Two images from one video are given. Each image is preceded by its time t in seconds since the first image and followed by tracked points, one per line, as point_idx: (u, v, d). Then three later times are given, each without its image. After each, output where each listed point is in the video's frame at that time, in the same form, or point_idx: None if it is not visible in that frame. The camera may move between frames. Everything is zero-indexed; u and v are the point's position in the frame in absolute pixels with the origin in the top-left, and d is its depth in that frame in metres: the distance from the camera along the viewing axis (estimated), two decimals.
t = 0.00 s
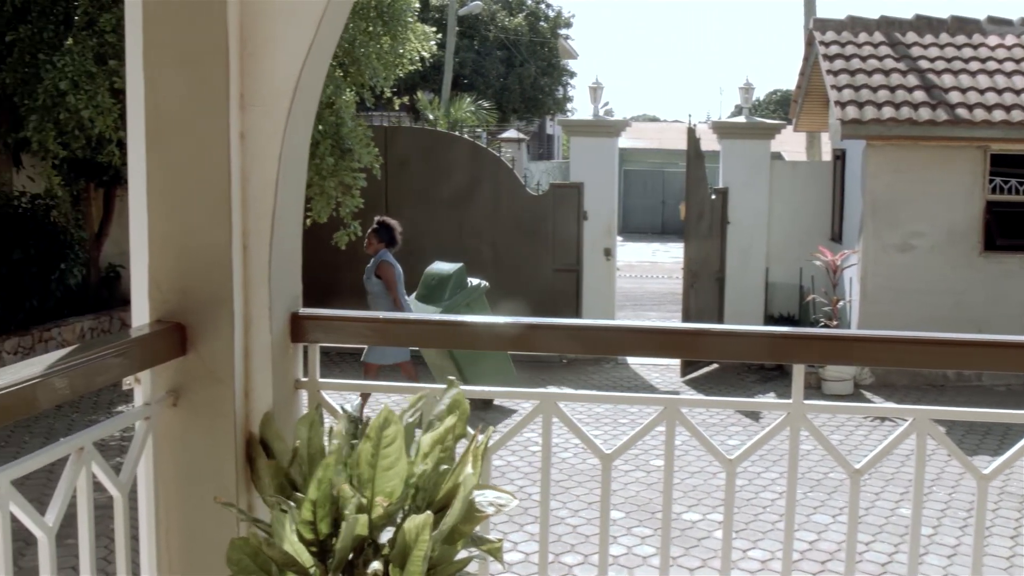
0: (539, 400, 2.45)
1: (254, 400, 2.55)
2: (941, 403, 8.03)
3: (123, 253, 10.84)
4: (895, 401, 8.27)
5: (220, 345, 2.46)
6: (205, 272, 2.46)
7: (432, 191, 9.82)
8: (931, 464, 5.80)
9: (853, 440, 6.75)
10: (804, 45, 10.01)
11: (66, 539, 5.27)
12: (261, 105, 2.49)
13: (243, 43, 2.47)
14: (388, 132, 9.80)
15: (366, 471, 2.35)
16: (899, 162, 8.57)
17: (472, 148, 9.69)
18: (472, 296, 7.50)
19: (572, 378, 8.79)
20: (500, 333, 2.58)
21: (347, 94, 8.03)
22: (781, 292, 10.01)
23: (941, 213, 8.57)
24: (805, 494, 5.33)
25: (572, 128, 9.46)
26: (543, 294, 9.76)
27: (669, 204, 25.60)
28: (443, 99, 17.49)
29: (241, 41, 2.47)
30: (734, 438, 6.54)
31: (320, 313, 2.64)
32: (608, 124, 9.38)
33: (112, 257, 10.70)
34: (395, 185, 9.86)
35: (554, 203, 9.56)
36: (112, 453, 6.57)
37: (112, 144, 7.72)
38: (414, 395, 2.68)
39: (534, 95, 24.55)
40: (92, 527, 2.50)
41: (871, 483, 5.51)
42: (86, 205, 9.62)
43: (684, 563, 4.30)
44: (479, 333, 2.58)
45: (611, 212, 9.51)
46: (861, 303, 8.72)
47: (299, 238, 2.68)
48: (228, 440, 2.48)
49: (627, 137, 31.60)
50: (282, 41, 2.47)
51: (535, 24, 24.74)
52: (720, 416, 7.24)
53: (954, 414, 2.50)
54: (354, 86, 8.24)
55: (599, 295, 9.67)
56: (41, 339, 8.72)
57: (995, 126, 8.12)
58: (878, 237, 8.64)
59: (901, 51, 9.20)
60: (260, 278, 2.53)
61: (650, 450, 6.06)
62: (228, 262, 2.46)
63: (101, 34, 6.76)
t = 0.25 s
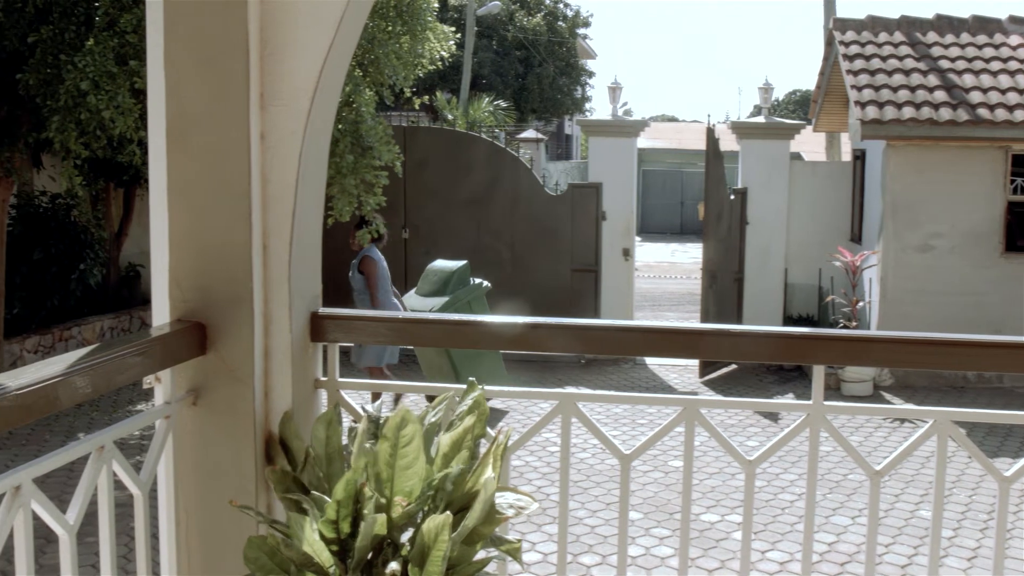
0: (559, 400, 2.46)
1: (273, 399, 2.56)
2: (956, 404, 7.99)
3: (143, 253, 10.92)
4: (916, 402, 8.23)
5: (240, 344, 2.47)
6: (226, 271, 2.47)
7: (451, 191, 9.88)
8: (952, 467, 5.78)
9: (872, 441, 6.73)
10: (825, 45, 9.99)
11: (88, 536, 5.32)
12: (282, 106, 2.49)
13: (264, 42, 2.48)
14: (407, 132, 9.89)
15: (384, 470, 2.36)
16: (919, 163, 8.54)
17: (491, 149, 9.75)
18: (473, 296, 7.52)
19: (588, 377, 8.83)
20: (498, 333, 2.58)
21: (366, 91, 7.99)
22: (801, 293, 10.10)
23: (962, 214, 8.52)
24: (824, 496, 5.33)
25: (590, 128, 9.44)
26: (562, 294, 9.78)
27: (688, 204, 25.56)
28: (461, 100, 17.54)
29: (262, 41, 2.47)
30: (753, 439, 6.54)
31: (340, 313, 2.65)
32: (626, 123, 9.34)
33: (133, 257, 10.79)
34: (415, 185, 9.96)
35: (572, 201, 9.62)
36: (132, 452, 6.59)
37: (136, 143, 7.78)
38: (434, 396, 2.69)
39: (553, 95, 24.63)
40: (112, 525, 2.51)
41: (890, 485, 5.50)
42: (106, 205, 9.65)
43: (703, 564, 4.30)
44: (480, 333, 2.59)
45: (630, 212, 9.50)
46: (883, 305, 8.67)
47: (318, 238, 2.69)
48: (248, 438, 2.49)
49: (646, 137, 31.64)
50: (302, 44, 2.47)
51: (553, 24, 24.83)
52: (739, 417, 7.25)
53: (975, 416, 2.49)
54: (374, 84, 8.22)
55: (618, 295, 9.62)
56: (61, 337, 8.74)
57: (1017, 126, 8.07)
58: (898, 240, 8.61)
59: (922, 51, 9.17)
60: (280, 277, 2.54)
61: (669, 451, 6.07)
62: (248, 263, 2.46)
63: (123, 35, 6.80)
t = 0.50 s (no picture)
0: (580, 400, 2.45)
1: (295, 398, 2.57)
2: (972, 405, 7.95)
3: (165, 252, 11.01)
4: (939, 404, 8.19)
5: (263, 343, 2.48)
6: (248, 270, 2.48)
7: (472, 191, 9.94)
8: (975, 469, 5.75)
9: (894, 443, 6.70)
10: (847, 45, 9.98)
11: (111, 534, 5.37)
12: (304, 105, 2.50)
13: (287, 42, 2.48)
14: (427, 132, 9.98)
15: (407, 470, 2.35)
16: (942, 163, 8.50)
17: (511, 149, 9.82)
18: (472, 294, 7.27)
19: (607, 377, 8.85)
20: (501, 332, 2.59)
21: (388, 90, 8.01)
22: (822, 294, 10.05)
23: (984, 214, 8.45)
24: (846, 497, 5.32)
25: (611, 129, 9.38)
26: (582, 294, 9.77)
27: (709, 204, 25.51)
28: (483, 101, 17.59)
29: (285, 40, 2.48)
30: (774, 440, 6.54)
31: (361, 312, 2.66)
32: (647, 124, 9.26)
33: (154, 256, 10.88)
34: (436, 185, 10.03)
35: (592, 202, 9.61)
36: (153, 450, 6.65)
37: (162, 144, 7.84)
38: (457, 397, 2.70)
39: (573, 95, 24.66)
40: (134, 523, 2.52)
41: (912, 486, 5.48)
42: (128, 204, 9.66)
43: (723, 565, 4.31)
44: (493, 332, 2.59)
45: (650, 212, 9.43)
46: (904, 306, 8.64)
47: (340, 237, 2.69)
48: (270, 437, 2.50)
49: (667, 137, 31.62)
50: (324, 44, 2.48)
51: (574, 23, 24.88)
52: (759, 418, 7.24)
53: (1000, 418, 2.48)
54: (397, 83, 8.29)
55: (637, 296, 9.60)
56: (83, 336, 8.82)
57: None
58: (920, 242, 8.56)
59: (945, 50, 9.14)
60: (302, 277, 2.54)
61: (689, 452, 6.09)
62: (271, 263, 2.47)
63: (146, 36, 6.55)
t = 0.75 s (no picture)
0: (598, 401, 2.45)
1: (313, 398, 2.57)
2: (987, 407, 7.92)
3: (183, 251, 11.07)
4: (958, 406, 8.16)
5: (281, 343, 2.48)
6: (266, 270, 2.48)
7: (490, 191, 9.94)
8: (995, 471, 5.73)
9: (913, 445, 6.67)
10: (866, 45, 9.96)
11: (129, 532, 5.42)
12: (323, 105, 2.50)
13: (306, 41, 2.49)
14: (445, 131, 9.94)
15: (432, 469, 2.36)
16: (961, 164, 8.46)
17: (528, 150, 9.82)
18: (460, 295, 7.00)
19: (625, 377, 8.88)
20: (502, 333, 2.59)
21: (407, 89, 8.09)
22: (841, 294, 10.00)
23: (1003, 215, 8.39)
24: (864, 498, 5.31)
25: (630, 129, 9.44)
26: (600, 295, 9.77)
27: (726, 204, 25.45)
28: (501, 101, 17.63)
29: (304, 39, 2.48)
30: (791, 442, 6.52)
31: (379, 312, 2.67)
32: (664, 124, 9.35)
33: (173, 255, 10.95)
34: (452, 186, 10.01)
35: (611, 203, 9.61)
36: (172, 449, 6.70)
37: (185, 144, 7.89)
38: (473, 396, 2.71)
39: (591, 95, 24.67)
40: (153, 521, 2.53)
41: (931, 488, 5.46)
42: (147, 203, 9.57)
43: (740, 566, 4.31)
44: (512, 334, 2.59)
45: (668, 213, 9.44)
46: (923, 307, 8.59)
47: (358, 238, 2.70)
48: (289, 437, 2.50)
49: (685, 137, 31.56)
50: (343, 43, 2.48)
51: (591, 23, 24.92)
52: (777, 419, 7.24)
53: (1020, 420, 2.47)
54: (414, 82, 8.25)
55: (657, 296, 9.58)
56: (102, 335, 8.93)
57: None
58: (939, 243, 8.52)
59: (965, 50, 9.10)
60: (321, 277, 2.55)
61: (707, 453, 6.10)
62: (289, 261, 2.48)
63: (165, 37, 6.52)
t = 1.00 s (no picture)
0: (616, 401, 2.45)
1: (333, 397, 2.58)
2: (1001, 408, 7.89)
3: (202, 251, 11.14)
4: (977, 407, 8.13)
5: (300, 342, 2.49)
6: (285, 270, 2.49)
7: (507, 192, 9.95)
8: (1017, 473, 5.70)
9: (932, 446, 6.65)
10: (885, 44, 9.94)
11: (149, 530, 5.47)
12: (342, 105, 2.51)
13: (325, 41, 2.49)
14: (464, 131, 9.99)
15: (445, 468, 2.36)
16: (981, 164, 8.43)
17: (546, 150, 9.81)
18: (448, 296, 6.84)
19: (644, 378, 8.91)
20: (501, 333, 2.60)
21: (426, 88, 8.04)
22: (859, 295, 9.97)
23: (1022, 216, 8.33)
24: (882, 500, 5.30)
25: (649, 129, 9.50)
26: (617, 296, 9.79)
27: (745, 205, 25.39)
28: (518, 102, 17.63)
29: (323, 39, 2.49)
30: (810, 443, 6.53)
31: (397, 312, 2.67)
32: (683, 124, 9.40)
33: (192, 255, 11.02)
34: (471, 186, 10.04)
35: (629, 204, 9.62)
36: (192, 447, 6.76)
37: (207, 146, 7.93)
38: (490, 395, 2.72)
39: (609, 94, 24.67)
40: (173, 519, 2.54)
41: (951, 490, 5.44)
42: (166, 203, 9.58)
43: (758, 568, 4.33)
44: (530, 334, 2.60)
45: (686, 212, 9.55)
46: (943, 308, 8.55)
47: (377, 238, 2.70)
48: (308, 436, 2.51)
49: (703, 138, 31.48)
50: (362, 43, 2.49)
51: (609, 24, 24.95)
52: (795, 420, 7.25)
53: None
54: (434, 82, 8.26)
55: (674, 295, 9.69)
56: (122, 335, 9.01)
57: None
58: (958, 243, 8.49)
59: (986, 50, 9.06)
60: (340, 277, 2.56)
61: (725, 454, 6.11)
62: (309, 259, 2.48)
63: (184, 38, 6.50)
